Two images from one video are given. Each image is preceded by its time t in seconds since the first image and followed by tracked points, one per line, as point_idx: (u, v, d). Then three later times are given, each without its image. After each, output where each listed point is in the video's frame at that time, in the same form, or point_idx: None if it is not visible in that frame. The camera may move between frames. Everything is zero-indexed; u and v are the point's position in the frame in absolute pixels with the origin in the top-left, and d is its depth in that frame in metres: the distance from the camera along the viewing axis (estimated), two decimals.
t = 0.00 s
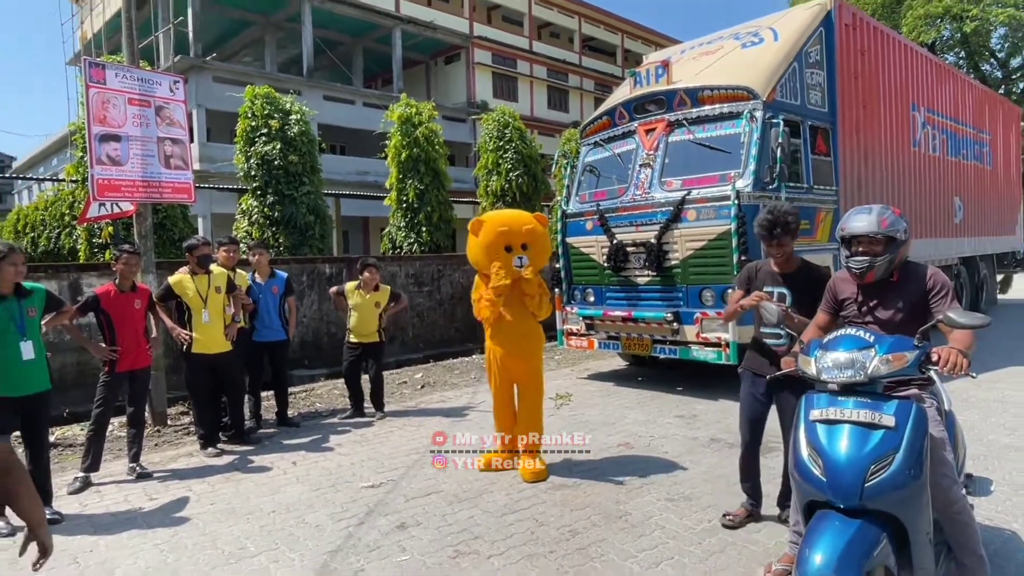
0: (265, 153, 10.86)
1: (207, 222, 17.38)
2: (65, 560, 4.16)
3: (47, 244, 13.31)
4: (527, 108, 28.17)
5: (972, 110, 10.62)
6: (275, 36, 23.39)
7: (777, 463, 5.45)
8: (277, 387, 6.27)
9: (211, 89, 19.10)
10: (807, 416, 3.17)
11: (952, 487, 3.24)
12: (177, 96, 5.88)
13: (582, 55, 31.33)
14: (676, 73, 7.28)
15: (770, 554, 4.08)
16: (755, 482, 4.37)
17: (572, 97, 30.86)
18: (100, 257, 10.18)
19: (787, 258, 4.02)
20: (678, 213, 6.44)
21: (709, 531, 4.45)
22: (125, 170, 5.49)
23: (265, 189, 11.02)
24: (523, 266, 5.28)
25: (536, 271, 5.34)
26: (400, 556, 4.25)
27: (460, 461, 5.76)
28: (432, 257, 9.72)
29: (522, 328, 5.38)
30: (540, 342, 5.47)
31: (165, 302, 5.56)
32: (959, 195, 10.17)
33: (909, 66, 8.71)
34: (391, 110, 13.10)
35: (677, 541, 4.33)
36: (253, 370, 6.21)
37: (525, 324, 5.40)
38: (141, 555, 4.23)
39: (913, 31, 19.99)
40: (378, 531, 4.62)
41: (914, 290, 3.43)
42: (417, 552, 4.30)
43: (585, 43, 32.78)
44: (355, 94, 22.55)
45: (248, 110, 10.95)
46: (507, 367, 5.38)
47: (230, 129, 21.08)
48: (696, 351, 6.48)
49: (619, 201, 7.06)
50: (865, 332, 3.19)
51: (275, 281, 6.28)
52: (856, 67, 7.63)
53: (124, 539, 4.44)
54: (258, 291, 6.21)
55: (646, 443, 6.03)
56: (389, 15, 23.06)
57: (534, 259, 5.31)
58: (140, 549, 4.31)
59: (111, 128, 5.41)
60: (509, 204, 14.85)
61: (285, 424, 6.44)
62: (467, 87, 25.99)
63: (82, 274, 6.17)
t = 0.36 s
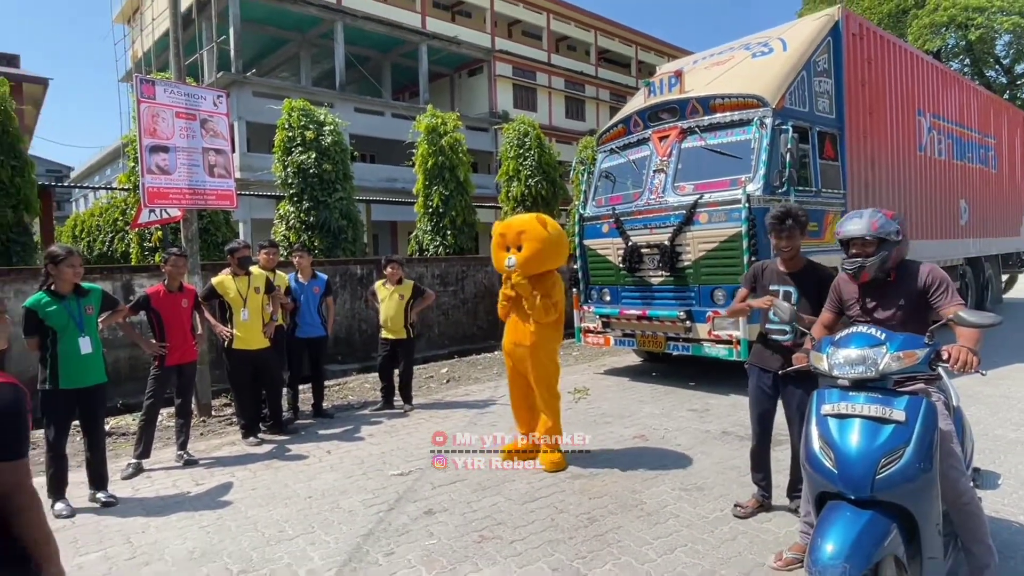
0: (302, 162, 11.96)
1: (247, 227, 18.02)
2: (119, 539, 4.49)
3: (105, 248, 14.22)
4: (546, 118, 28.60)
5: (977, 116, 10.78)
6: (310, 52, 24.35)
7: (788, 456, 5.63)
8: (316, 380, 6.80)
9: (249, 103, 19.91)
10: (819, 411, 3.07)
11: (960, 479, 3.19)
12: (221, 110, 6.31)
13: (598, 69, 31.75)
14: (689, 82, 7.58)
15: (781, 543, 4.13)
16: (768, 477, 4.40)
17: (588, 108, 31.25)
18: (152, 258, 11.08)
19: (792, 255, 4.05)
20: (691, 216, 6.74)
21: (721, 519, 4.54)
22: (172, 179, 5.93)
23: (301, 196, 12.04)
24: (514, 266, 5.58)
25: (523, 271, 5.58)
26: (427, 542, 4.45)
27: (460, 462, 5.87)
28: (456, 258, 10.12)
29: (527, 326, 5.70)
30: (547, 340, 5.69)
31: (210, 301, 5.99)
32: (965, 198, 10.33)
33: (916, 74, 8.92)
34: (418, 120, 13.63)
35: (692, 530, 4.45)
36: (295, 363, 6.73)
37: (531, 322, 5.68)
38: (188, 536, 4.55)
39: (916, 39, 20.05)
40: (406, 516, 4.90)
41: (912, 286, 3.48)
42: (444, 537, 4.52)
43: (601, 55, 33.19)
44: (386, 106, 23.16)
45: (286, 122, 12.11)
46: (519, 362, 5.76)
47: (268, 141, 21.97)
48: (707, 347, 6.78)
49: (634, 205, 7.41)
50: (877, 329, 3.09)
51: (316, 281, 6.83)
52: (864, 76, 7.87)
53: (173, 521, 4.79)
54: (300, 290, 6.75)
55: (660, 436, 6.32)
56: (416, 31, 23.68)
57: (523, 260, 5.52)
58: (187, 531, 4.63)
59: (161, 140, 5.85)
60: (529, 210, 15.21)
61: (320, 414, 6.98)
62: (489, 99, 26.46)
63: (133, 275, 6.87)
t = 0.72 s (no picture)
0: (335, 164, 12.26)
1: (281, 227, 18.46)
2: (165, 530, 4.64)
3: (147, 249, 14.67)
4: (575, 117, 28.58)
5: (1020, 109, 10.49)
6: (342, 56, 24.73)
7: (824, 457, 5.57)
8: (351, 377, 6.95)
9: (283, 107, 20.29)
10: (856, 412, 3.04)
11: (1005, 482, 3.14)
12: (258, 113, 6.49)
13: (627, 66, 31.62)
14: (721, 79, 7.55)
15: (819, 545, 4.10)
16: (805, 479, 4.35)
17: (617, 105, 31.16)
18: (192, 258, 11.45)
19: (824, 254, 4.01)
20: (723, 214, 6.71)
21: (756, 521, 4.52)
22: (212, 181, 6.10)
23: (335, 197, 12.34)
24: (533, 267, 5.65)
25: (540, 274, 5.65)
26: (462, 539, 4.49)
27: (460, 461, 5.86)
28: (486, 257, 10.19)
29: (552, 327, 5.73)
30: (571, 341, 5.69)
31: (249, 300, 6.15)
32: (1007, 194, 10.06)
33: (955, 67, 8.71)
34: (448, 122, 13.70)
35: (726, 530, 4.44)
36: (331, 361, 6.87)
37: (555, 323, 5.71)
38: (230, 528, 4.68)
39: (956, 31, 19.54)
40: (440, 512, 4.97)
41: (945, 283, 3.37)
42: (477, 533, 4.57)
43: (629, 54, 33.04)
44: (415, 108, 23.38)
45: (320, 125, 12.39)
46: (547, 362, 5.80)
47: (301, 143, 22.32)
48: (740, 347, 6.76)
49: (665, 203, 7.42)
50: (916, 329, 3.04)
51: (355, 281, 6.98)
52: (901, 70, 7.73)
53: (215, 513, 4.93)
54: (339, 288, 6.90)
55: (692, 436, 6.32)
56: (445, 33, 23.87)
57: (538, 262, 5.58)
58: (229, 523, 4.76)
59: (201, 143, 6.03)
60: (558, 209, 15.22)
61: (354, 411, 7.13)
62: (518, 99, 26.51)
63: (175, 275, 7.09)
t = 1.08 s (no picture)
0: (370, 164, 12.51)
1: (316, 227, 18.77)
2: (211, 523, 4.74)
3: (189, 249, 15.04)
4: (607, 114, 28.42)
5: None
6: (374, 57, 25.01)
7: (868, 459, 5.45)
8: (387, 375, 7.04)
9: (319, 108, 20.60)
10: (907, 413, 2.97)
11: None
12: (296, 115, 6.64)
13: (660, 62, 31.32)
14: (758, 73, 7.44)
15: (865, 550, 4.01)
16: (850, 483, 4.26)
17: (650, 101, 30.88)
18: (233, 258, 11.73)
19: (870, 251, 3.93)
20: (762, 211, 6.63)
21: (799, 524, 4.45)
22: (253, 182, 6.25)
23: (370, 196, 12.55)
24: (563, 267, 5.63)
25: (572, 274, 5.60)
26: (498, 537, 4.49)
27: (460, 461, 5.86)
28: (519, 256, 10.21)
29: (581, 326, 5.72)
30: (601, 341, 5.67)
31: (289, 298, 6.26)
32: None
33: (1004, 57, 8.42)
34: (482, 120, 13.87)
35: (768, 533, 4.37)
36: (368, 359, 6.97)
37: (584, 322, 5.69)
38: (272, 521, 4.77)
39: (1005, 19, 18.87)
40: (477, 509, 4.99)
41: (996, 279, 3.27)
42: (515, 531, 4.58)
43: (662, 50, 32.70)
44: (448, 107, 23.51)
45: (355, 126, 12.67)
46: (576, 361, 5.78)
47: (336, 143, 22.62)
48: (779, 346, 6.67)
49: (701, 200, 7.36)
50: (969, 327, 2.94)
51: (392, 279, 7.08)
52: (949, 60, 7.50)
53: (258, 507, 5.01)
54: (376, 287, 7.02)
55: (731, 436, 6.25)
56: (477, 33, 23.93)
57: (569, 262, 5.55)
58: (271, 516, 4.85)
59: (242, 145, 6.18)
60: (591, 206, 15.14)
61: (390, 408, 7.21)
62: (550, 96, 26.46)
63: (216, 273, 7.29)
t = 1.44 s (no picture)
0: (403, 163, 12.63)
1: (350, 225, 19.04)
2: (251, 515, 4.83)
3: (227, 248, 15.37)
4: (639, 111, 28.20)
5: None
6: (406, 57, 25.23)
7: (913, 462, 5.31)
8: (419, 372, 7.12)
9: (352, 108, 20.86)
10: (959, 415, 2.89)
11: None
12: (331, 115, 6.76)
13: (693, 57, 30.97)
14: (796, 66, 7.29)
15: (911, 556, 3.91)
16: (894, 486, 4.17)
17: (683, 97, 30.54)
18: (270, 256, 11.98)
19: (917, 248, 3.84)
20: (800, 207, 6.51)
21: (841, 528, 4.36)
22: (289, 182, 6.39)
23: (404, 195, 12.69)
24: (589, 268, 5.47)
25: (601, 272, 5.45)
26: (533, 534, 4.49)
27: (460, 461, 5.81)
28: (551, 254, 10.21)
29: (602, 330, 5.58)
30: (625, 345, 5.55)
31: (326, 296, 6.34)
32: None
33: None
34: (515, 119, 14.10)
35: (808, 536, 4.29)
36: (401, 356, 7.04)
37: (607, 325, 5.56)
38: (311, 515, 4.83)
39: None
40: (511, 506, 4.99)
41: None
42: (549, 529, 4.57)
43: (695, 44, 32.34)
44: (479, 105, 23.59)
45: (388, 126, 12.81)
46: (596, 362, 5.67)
47: (369, 143, 22.85)
48: (818, 346, 6.54)
49: (737, 197, 7.28)
50: None
51: (420, 277, 7.16)
52: (998, 51, 7.26)
53: (296, 501, 5.08)
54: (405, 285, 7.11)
55: (768, 437, 6.16)
56: (508, 31, 23.94)
57: (600, 260, 5.39)
58: (309, 509, 4.92)
59: (279, 146, 6.31)
60: (623, 203, 15.06)
61: (424, 405, 7.26)
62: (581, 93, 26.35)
63: (255, 272, 7.44)
